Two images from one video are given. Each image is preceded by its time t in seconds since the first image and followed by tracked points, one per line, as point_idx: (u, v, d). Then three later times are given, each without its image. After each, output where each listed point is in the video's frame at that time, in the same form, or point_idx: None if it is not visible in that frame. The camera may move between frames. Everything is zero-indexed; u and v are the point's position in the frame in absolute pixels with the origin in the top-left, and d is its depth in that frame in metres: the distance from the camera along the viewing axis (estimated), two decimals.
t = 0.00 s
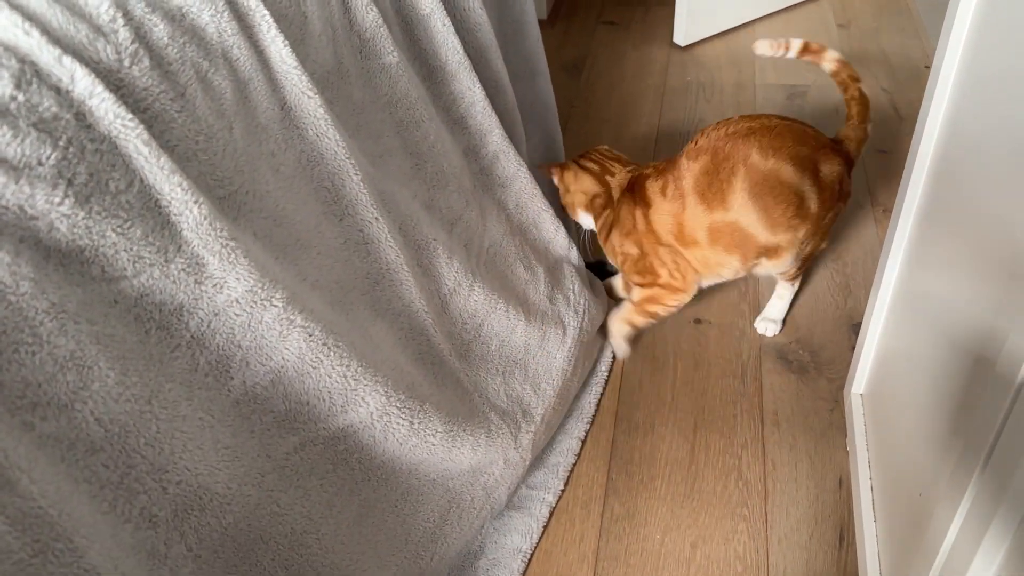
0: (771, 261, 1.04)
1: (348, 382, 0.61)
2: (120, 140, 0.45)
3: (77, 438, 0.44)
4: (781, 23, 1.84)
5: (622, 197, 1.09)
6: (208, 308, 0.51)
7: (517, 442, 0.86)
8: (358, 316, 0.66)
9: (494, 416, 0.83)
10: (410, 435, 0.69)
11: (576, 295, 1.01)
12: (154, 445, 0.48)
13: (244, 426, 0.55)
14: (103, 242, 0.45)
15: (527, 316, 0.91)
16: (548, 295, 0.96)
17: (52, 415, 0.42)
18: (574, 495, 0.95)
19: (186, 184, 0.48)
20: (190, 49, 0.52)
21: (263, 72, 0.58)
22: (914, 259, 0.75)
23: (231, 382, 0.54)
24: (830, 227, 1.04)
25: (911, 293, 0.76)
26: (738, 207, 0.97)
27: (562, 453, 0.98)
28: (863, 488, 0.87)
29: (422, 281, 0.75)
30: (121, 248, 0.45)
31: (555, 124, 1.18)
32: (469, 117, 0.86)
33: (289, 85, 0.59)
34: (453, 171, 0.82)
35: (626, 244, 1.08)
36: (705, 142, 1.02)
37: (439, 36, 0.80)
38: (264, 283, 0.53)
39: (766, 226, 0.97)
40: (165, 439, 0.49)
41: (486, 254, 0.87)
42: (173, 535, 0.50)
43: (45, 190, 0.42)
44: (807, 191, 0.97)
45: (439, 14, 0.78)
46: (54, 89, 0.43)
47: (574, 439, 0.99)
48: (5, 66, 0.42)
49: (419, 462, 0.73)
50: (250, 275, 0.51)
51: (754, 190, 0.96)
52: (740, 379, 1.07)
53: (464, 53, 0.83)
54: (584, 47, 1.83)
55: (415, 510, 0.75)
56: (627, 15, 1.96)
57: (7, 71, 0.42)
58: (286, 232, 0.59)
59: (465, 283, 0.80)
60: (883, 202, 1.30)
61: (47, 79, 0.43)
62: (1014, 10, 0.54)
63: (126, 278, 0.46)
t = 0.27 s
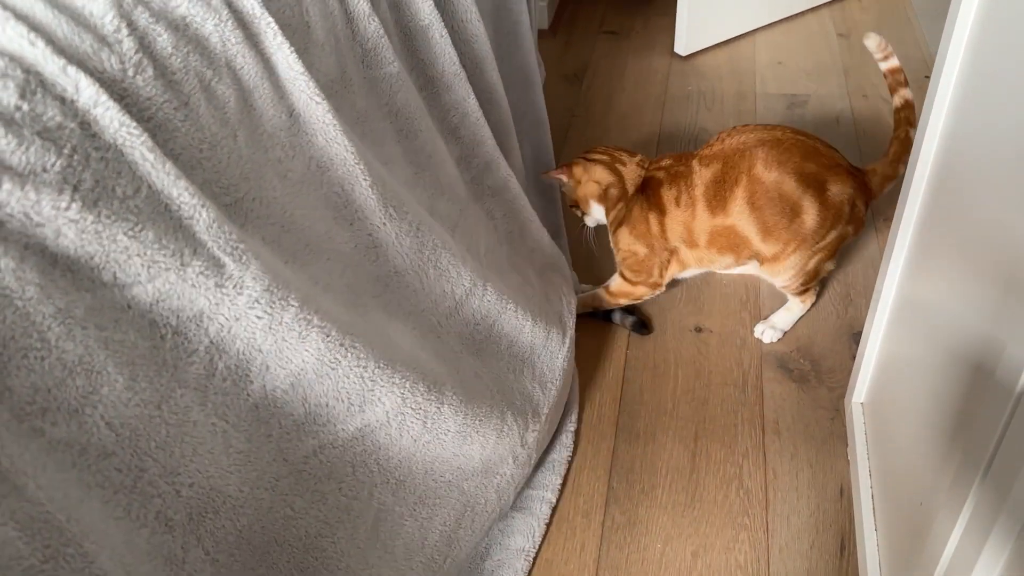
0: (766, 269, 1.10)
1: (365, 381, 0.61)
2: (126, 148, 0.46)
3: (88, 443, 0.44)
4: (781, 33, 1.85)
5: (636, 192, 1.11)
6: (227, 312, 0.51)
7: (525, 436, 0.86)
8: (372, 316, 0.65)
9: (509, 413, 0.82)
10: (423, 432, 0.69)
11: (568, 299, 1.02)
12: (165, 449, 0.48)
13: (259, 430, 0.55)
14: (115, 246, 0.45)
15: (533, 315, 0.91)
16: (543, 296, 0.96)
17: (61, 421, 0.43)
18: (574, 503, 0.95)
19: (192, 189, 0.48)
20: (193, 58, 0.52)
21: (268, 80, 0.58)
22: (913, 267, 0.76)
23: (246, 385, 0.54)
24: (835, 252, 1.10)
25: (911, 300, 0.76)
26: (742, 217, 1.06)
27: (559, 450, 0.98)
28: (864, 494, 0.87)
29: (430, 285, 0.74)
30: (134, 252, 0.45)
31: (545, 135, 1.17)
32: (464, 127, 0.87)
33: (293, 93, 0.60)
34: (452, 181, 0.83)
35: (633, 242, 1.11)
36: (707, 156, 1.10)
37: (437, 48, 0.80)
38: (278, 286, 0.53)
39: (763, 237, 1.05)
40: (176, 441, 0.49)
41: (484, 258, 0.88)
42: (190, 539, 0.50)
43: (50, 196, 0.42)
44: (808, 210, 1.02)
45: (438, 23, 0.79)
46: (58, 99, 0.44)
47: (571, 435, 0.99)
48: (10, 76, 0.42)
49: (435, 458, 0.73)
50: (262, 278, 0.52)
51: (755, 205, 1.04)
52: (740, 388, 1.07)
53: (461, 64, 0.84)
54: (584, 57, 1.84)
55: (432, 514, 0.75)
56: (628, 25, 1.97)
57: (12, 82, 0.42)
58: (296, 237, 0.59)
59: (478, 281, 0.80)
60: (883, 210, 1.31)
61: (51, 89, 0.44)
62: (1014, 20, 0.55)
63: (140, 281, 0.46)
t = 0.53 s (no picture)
0: (777, 287, 1.10)
1: (364, 393, 0.61)
2: (129, 156, 0.46)
3: (90, 452, 0.44)
4: (781, 42, 1.85)
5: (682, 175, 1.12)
6: (225, 321, 0.51)
7: (530, 444, 0.85)
8: (369, 328, 0.66)
9: (510, 422, 0.82)
10: (427, 443, 0.69)
11: (570, 307, 1.02)
12: (168, 459, 0.49)
13: (260, 439, 0.56)
14: (115, 256, 0.45)
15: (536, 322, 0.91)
16: (547, 302, 0.97)
17: (65, 430, 0.43)
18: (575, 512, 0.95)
19: (195, 199, 0.48)
20: (197, 67, 0.52)
21: (270, 90, 0.58)
22: (916, 275, 0.76)
23: (246, 395, 0.54)
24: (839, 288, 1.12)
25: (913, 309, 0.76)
26: (782, 214, 1.06)
27: (567, 462, 0.98)
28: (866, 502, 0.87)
29: (426, 292, 0.74)
30: (134, 262, 0.46)
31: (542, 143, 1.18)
32: (463, 137, 0.87)
33: (295, 102, 0.60)
34: (445, 190, 0.83)
35: (689, 225, 1.11)
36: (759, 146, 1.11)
37: (438, 59, 0.80)
38: (277, 295, 0.53)
39: (786, 249, 1.06)
40: (179, 451, 0.49)
41: (487, 266, 0.88)
42: (193, 550, 0.51)
43: (54, 205, 0.42)
44: (831, 230, 1.04)
45: (436, 34, 0.79)
46: (63, 106, 0.44)
47: (577, 448, 1.00)
48: (16, 83, 0.42)
49: (436, 470, 0.73)
50: (262, 287, 0.52)
51: (798, 200, 1.05)
52: (742, 396, 1.07)
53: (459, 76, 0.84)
54: (586, 66, 1.84)
55: (435, 525, 0.75)
56: (628, 34, 1.97)
57: (17, 90, 0.42)
58: (293, 246, 0.59)
59: (473, 292, 0.80)
60: (884, 219, 1.31)
61: (56, 97, 0.44)
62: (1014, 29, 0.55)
63: (140, 291, 0.46)
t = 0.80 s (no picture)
0: (776, 306, 1.13)
1: (355, 405, 0.61)
2: (133, 165, 0.46)
3: (83, 458, 0.44)
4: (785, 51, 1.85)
5: (705, 170, 1.11)
6: (218, 331, 0.51)
7: (522, 457, 0.85)
8: (365, 338, 0.66)
9: (503, 438, 0.81)
10: (415, 455, 0.69)
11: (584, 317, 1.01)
12: (159, 465, 0.48)
13: (247, 446, 0.55)
14: (116, 265, 0.45)
15: (551, 334, 0.90)
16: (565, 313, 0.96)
17: (61, 437, 0.43)
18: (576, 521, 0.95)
19: (197, 208, 0.48)
20: (201, 75, 0.52)
21: (272, 98, 0.58)
22: (918, 286, 0.76)
23: (237, 402, 0.54)
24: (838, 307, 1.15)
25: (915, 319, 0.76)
26: (791, 225, 1.07)
27: (570, 476, 0.97)
28: (868, 514, 0.87)
29: (428, 303, 0.74)
30: (133, 270, 0.46)
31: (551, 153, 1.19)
32: (475, 144, 0.87)
33: (298, 111, 0.60)
34: (462, 195, 0.83)
35: (703, 222, 1.11)
36: (780, 153, 1.11)
37: (446, 65, 0.80)
38: (274, 306, 0.53)
39: (787, 263, 1.08)
40: (170, 459, 0.49)
41: (505, 273, 0.87)
42: (181, 555, 0.51)
43: (58, 213, 0.42)
44: (832, 252, 1.06)
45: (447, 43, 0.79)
46: (68, 114, 0.44)
47: (581, 462, 0.99)
48: (21, 92, 0.42)
49: (424, 481, 0.73)
50: (260, 298, 0.52)
51: (811, 213, 1.06)
52: (745, 406, 1.06)
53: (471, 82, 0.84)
54: (589, 75, 1.85)
55: (418, 531, 0.75)
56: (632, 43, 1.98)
57: (22, 98, 0.42)
58: (294, 254, 0.59)
59: (484, 302, 0.80)
60: (888, 228, 1.30)
61: (61, 105, 0.44)
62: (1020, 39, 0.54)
63: (138, 300, 0.46)
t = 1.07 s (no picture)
0: (776, 315, 1.12)
1: (350, 414, 0.61)
2: (134, 172, 0.46)
3: (80, 465, 0.44)
4: (787, 60, 1.85)
5: (706, 177, 1.11)
6: (216, 339, 0.51)
7: (522, 469, 0.85)
8: (362, 346, 0.66)
9: (500, 450, 0.81)
10: (410, 465, 0.69)
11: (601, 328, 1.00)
12: (154, 472, 0.48)
13: (242, 454, 0.55)
14: (116, 272, 0.45)
15: (558, 347, 0.89)
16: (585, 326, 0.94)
17: (58, 443, 0.43)
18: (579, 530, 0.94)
19: (198, 216, 0.48)
20: (204, 82, 0.52)
21: (275, 106, 0.58)
22: (921, 295, 0.76)
23: (233, 411, 0.54)
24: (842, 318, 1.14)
25: (918, 328, 0.76)
26: (792, 235, 1.06)
27: (578, 490, 0.96)
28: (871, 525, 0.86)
29: (427, 313, 0.74)
30: (133, 278, 0.46)
31: (565, 159, 1.19)
32: (488, 149, 0.87)
33: (300, 119, 0.60)
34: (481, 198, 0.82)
35: (702, 229, 1.10)
36: (785, 164, 1.11)
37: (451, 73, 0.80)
38: (273, 314, 0.53)
39: (786, 274, 1.07)
40: (165, 466, 0.49)
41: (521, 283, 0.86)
42: (173, 562, 0.51)
43: (59, 221, 0.42)
44: (833, 263, 1.05)
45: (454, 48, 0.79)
46: (70, 121, 0.44)
47: (590, 478, 0.98)
48: (23, 99, 0.42)
49: (420, 491, 0.73)
50: (258, 307, 0.52)
51: (812, 223, 1.06)
52: (747, 414, 1.06)
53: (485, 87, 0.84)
54: (592, 83, 1.85)
55: (414, 540, 0.75)
56: (635, 51, 1.98)
57: (25, 105, 0.42)
58: (293, 261, 0.59)
59: (488, 312, 0.79)
60: (891, 236, 1.30)
61: (63, 112, 0.44)
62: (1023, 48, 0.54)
63: (137, 308, 0.46)
